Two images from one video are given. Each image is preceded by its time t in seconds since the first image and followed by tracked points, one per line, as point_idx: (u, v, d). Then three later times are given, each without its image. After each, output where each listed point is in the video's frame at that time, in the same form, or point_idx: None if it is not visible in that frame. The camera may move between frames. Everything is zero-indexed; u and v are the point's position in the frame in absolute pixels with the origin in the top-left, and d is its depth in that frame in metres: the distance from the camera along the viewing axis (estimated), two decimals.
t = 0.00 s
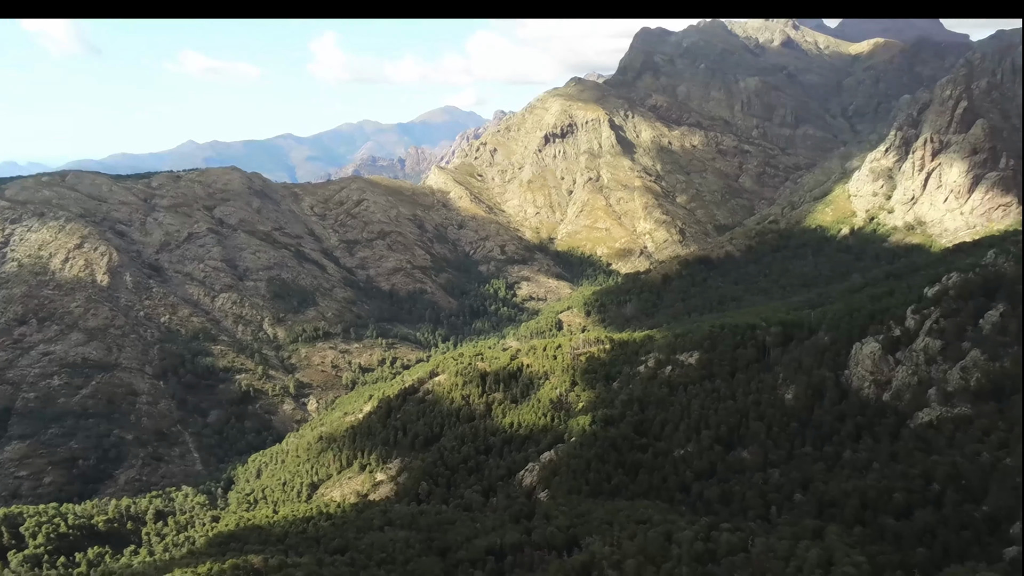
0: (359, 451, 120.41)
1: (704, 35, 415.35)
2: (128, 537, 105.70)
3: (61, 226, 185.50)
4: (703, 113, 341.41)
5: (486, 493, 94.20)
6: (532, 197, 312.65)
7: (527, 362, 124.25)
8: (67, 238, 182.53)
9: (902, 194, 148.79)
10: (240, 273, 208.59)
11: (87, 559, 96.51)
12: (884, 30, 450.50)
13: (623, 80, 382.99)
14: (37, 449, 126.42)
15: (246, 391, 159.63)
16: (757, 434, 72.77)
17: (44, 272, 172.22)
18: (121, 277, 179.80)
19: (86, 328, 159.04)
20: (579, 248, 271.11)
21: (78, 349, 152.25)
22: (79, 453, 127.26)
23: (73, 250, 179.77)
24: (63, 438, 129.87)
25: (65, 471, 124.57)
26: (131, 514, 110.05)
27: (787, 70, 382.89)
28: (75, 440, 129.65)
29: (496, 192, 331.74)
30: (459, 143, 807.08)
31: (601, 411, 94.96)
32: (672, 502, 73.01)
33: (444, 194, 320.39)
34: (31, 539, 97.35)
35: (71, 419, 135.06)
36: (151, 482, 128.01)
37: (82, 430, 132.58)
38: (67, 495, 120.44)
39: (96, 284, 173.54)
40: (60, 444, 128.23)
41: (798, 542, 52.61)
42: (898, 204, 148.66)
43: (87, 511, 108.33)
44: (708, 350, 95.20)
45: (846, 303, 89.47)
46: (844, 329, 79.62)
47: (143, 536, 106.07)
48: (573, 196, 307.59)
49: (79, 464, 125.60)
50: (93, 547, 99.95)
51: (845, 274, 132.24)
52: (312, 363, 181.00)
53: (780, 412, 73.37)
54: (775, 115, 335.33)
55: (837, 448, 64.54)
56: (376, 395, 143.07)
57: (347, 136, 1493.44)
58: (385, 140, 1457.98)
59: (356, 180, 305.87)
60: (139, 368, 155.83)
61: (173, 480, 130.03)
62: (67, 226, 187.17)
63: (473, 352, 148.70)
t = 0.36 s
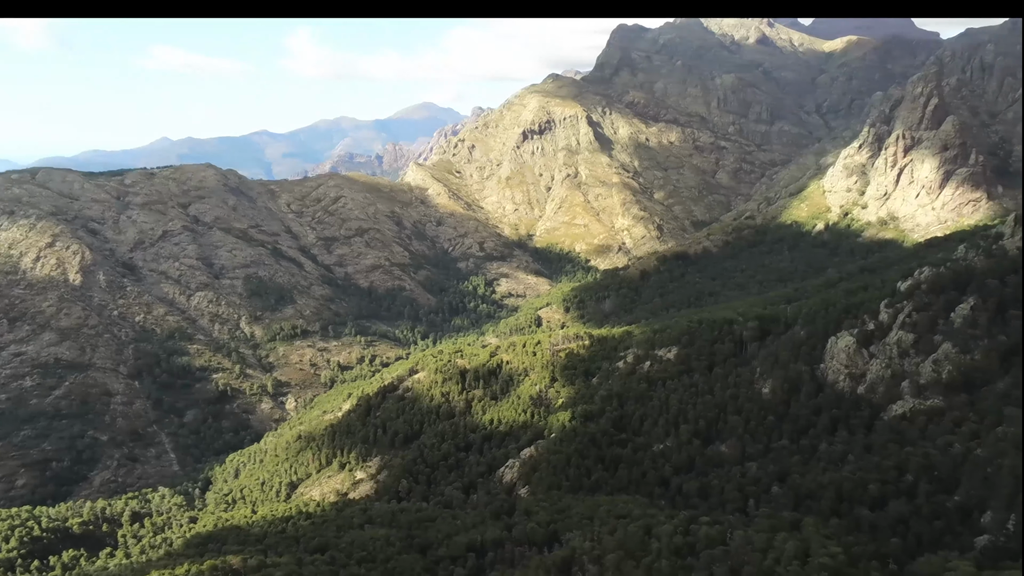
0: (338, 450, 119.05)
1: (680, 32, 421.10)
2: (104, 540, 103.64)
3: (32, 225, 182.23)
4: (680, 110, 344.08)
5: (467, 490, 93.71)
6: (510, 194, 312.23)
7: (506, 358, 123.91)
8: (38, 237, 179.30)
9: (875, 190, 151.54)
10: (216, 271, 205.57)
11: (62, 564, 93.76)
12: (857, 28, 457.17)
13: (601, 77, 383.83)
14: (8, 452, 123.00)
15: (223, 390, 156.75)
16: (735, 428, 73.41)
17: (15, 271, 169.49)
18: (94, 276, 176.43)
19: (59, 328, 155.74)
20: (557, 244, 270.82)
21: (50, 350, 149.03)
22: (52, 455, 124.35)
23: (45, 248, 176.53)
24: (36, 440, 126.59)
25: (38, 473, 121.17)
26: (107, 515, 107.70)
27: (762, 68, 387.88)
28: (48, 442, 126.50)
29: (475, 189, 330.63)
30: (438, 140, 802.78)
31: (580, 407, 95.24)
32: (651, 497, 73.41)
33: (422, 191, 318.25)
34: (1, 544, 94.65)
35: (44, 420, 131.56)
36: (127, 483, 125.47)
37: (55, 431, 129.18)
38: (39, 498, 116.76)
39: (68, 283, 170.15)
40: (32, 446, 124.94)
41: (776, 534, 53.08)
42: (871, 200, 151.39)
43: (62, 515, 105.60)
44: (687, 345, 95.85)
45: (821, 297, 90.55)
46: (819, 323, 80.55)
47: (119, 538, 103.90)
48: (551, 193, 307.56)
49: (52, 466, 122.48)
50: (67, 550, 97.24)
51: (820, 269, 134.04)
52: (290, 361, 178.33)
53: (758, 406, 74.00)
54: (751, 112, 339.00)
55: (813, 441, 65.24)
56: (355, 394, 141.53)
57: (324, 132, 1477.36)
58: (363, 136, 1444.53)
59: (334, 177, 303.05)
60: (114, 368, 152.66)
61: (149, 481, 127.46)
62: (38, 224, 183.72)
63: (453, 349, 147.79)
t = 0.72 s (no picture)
0: (316, 451, 117.58)
1: (655, 32, 425.51)
2: (77, 544, 102.00)
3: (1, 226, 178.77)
4: (656, 108, 346.79)
5: (446, 489, 93.12)
6: (488, 192, 311.59)
7: (485, 357, 123.47)
8: (7, 238, 176.01)
9: (849, 187, 154.36)
10: (191, 271, 202.96)
11: (35, 569, 93.13)
12: (830, 27, 464.44)
13: (577, 76, 384.91)
14: None
15: (199, 392, 153.75)
16: (712, 424, 74.07)
17: None
18: (65, 277, 173.65)
19: (30, 330, 153.30)
20: (536, 243, 270.33)
21: (21, 353, 146.41)
22: (23, 460, 121.41)
23: (14, 249, 173.43)
24: (7, 444, 123.48)
25: (9, 479, 117.77)
26: (81, 521, 106.29)
27: (736, 67, 392.80)
28: (19, 446, 123.56)
29: (453, 187, 329.49)
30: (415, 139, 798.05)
31: (560, 405, 95.45)
32: (630, 494, 73.64)
33: (400, 190, 315.97)
34: None
35: (14, 425, 128.12)
36: (101, 487, 122.15)
37: (27, 436, 126.23)
38: (10, 503, 113.01)
39: (39, 284, 167.68)
40: (3, 451, 121.82)
41: (753, 529, 53.50)
42: (845, 197, 154.00)
43: (34, 519, 104.16)
44: (665, 342, 96.44)
45: (796, 294, 91.62)
46: (795, 320, 81.58)
47: (94, 544, 101.71)
48: (529, 191, 307.41)
49: (24, 471, 119.51)
50: (40, 556, 96.62)
51: (795, 266, 135.91)
52: (267, 362, 175.65)
53: (735, 402, 74.73)
54: (726, 110, 342.71)
55: (789, 436, 66.05)
56: (334, 394, 139.88)
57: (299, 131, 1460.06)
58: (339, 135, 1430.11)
59: (310, 176, 300.19)
60: (86, 370, 149.60)
61: (125, 485, 124.29)
62: (7, 225, 180.33)
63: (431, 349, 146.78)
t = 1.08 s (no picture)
0: (297, 452, 116.07)
1: (634, 32, 428.26)
2: (52, 550, 101.68)
3: None
4: (635, 108, 348.68)
5: (428, 490, 92.42)
6: (469, 192, 310.54)
7: (466, 357, 122.89)
8: None
9: (825, 186, 156.40)
10: (168, 272, 199.63)
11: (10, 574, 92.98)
12: (806, 28, 470.60)
13: (557, 75, 385.81)
14: None
15: (176, 394, 150.85)
16: (693, 422, 74.55)
17: None
18: (39, 278, 169.58)
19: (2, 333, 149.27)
20: (516, 242, 269.70)
21: None
22: None
23: None
24: None
25: None
26: (56, 526, 104.92)
27: (714, 68, 396.74)
28: None
29: (433, 187, 327.98)
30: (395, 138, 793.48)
31: (541, 403, 95.48)
32: (612, 492, 73.76)
33: (380, 189, 313.57)
34: None
35: None
36: (77, 492, 119.98)
37: None
38: None
39: (11, 286, 163.29)
40: None
41: (734, 526, 53.86)
42: (821, 196, 156.08)
43: (9, 526, 103.84)
44: (645, 341, 96.89)
45: (774, 292, 92.49)
46: (773, 317, 82.26)
47: (70, 550, 100.00)
48: (510, 190, 306.98)
49: None
50: (15, 564, 96.15)
51: (773, 264, 137.51)
52: (246, 363, 173.10)
53: (714, 400, 75.30)
54: (704, 110, 345.77)
55: (769, 433, 66.64)
56: (314, 395, 138.24)
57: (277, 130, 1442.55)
58: (317, 134, 1415.00)
59: (289, 175, 296.72)
60: (61, 374, 146.47)
61: (101, 489, 121.87)
62: None
63: (412, 349, 145.78)
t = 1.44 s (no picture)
0: (275, 454, 114.27)
1: (610, 32, 430.70)
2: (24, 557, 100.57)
3: None
4: (612, 107, 350.49)
5: (408, 490, 91.65)
6: (447, 191, 309.23)
7: (445, 357, 122.14)
8: None
9: (800, 185, 158.74)
10: (142, 273, 195.87)
11: None
12: (780, 28, 477.05)
13: (534, 74, 386.20)
14: None
15: (151, 397, 146.96)
16: (671, 419, 75.09)
17: None
18: (8, 280, 165.44)
19: None
20: (495, 242, 269.07)
21: None
22: None
23: None
24: None
25: None
26: (28, 532, 102.99)
27: (690, 68, 400.66)
28: None
29: (411, 186, 325.98)
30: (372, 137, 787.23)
31: (521, 402, 95.39)
32: (592, 490, 73.79)
33: (357, 189, 310.67)
34: None
35: None
36: (49, 497, 118.41)
37: None
38: None
39: None
40: None
41: (712, 522, 54.21)
42: (796, 194, 158.52)
43: None
44: (624, 339, 97.34)
45: (750, 291, 93.41)
46: (749, 315, 83.14)
47: (43, 556, 98.18)
48: (488, 190, 306.51)
49: None
50: None
51: (749, 262, 139.23)
52: (222, 365, 170.15)
53: (692, 398, 75.93)
54: (680, 109, 348.91)
55: (746, 429, 67.31)
56: (292, 396, 136.26)
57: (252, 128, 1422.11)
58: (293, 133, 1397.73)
59: (265, 174, 292.70)
60: (32, 377, 143.08)
61: (74, 494, 120.31)
62: None
63: (391, 349, 144.68)
